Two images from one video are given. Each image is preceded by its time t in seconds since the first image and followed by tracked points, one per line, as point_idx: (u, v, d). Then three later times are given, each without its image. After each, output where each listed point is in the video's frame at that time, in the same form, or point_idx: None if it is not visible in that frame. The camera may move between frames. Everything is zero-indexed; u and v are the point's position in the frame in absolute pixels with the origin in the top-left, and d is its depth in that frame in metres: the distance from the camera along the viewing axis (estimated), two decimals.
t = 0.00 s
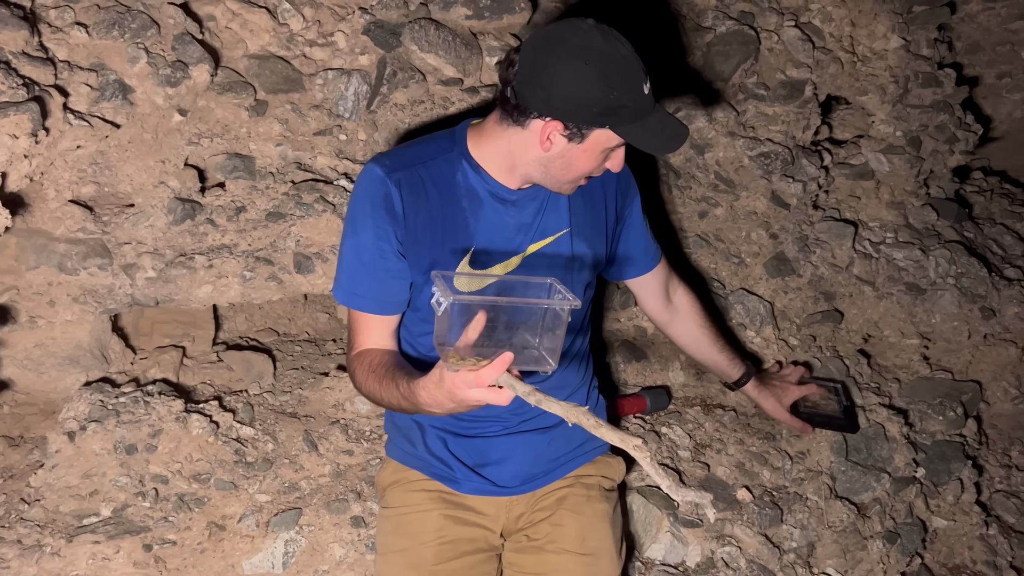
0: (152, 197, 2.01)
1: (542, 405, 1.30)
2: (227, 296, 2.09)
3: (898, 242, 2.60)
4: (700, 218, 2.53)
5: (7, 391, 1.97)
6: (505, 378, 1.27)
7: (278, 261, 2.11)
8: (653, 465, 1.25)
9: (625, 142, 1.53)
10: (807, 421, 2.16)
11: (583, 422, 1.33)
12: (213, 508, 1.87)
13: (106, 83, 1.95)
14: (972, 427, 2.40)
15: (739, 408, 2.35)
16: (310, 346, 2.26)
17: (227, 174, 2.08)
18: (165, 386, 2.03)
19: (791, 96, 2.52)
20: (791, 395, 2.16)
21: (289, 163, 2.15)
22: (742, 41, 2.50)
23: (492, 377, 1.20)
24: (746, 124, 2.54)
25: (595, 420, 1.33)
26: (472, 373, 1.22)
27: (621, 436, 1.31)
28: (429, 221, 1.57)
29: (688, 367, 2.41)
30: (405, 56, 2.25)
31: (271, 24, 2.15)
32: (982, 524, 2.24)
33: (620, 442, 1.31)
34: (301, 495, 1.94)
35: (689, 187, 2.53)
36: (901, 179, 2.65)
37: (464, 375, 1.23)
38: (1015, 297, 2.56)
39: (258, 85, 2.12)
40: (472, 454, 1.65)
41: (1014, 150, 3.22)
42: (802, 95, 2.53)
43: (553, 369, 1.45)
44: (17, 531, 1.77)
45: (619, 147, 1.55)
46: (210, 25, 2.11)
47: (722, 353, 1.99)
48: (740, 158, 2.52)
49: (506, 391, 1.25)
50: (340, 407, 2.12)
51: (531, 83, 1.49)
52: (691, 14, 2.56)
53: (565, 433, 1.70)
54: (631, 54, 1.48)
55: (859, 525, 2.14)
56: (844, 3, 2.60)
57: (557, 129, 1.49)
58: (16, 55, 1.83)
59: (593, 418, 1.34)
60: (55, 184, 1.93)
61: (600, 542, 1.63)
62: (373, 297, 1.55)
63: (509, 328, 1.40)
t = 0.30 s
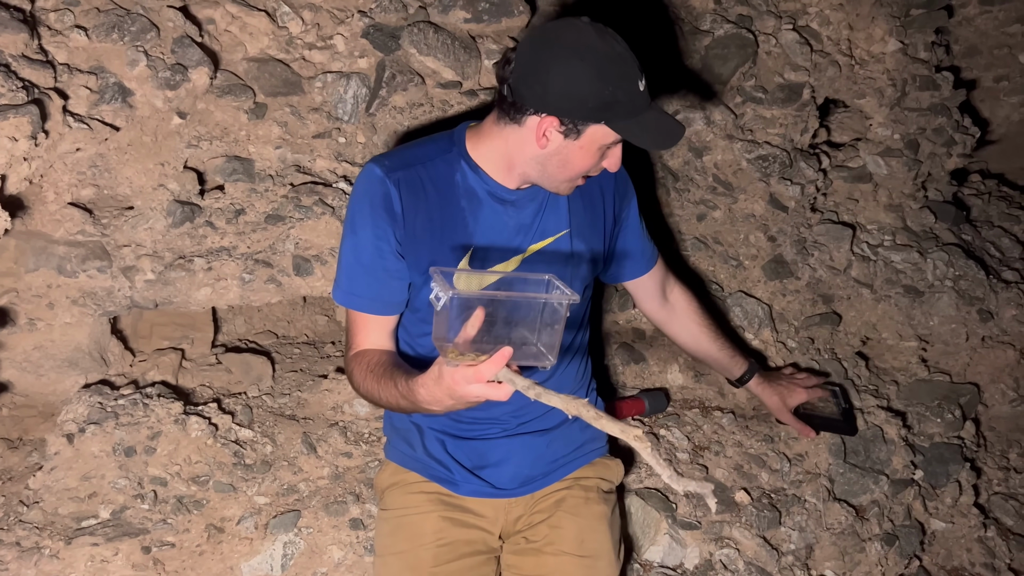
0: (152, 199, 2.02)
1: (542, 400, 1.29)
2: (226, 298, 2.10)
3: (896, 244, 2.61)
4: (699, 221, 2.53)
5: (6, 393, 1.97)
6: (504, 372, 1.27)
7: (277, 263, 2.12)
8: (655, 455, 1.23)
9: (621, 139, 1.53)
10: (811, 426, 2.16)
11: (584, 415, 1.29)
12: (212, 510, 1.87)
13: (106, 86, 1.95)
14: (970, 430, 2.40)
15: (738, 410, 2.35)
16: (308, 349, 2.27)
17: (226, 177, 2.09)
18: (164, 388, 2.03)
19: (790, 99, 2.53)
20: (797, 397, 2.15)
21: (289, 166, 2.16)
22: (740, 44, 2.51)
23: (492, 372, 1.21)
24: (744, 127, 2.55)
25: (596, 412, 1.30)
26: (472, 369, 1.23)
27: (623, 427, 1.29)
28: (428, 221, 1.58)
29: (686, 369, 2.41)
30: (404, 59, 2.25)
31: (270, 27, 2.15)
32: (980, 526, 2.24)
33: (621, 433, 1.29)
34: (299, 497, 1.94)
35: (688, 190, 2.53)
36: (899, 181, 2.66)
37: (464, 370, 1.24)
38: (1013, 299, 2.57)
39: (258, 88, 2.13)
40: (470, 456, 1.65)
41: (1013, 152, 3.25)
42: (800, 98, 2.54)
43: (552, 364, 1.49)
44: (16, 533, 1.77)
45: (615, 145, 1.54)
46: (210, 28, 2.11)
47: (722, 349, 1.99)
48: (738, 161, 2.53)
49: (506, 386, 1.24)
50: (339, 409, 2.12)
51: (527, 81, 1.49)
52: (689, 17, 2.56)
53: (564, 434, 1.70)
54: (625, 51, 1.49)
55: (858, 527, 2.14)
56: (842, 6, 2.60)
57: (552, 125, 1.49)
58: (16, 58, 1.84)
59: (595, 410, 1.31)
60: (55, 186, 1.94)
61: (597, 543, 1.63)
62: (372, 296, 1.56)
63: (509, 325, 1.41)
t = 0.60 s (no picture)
0: (154, 203, 2.02)
1: (556, 399, 1.30)
2: (229, 300, 2.11)
3: (897, 247, 2.61)
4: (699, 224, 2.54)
5: (8, 396, 1.97)
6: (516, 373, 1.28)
7: (279, 266, 2.13)
8: (672, 455, 1.21)
9: (594, 124, 1.45)
10: (800, 429, 1.65)
11: (599, 413, 1.29)
12: (213, 512, 1.88)
13: (108, 90, 1.96)
14: (971, 433, 2.41)
15: (739, 412, 2.36)
16: (310, 352, 2.27)
17: (228, 180, 2.09)
18: (166, 391, 2.03)
19: (790, 102, 2.53)
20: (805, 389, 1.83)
21: (290, 169, 2.16)
22: (741, 48, 2.49)
23: (505, 372, 1.21)
24: (745, 130, 2.55)
25: (610, 411, 1.30)
26: (486, 369, 1.23)
27: (639, 425, 1.26)
28: (433, 220, 1.58)
29: (687, 372, 2.41)
30: (405, 62, 2.26)
31: (272, 31, 2.15)
32: (981, 529, 2.24)
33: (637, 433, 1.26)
34: (301, 499, 1.94)
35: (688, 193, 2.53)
36: (899, 184, 2.67)
37: (477, 370, 1.24)
38: (1014, 302, 2.57)
39: (259, 91, 2.13)
40: (472, 459, 1.65)
41: (1013, 155, 3.26)
42: (800, 101, 2.53)
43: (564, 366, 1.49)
44: (17, 535, 1.77)
45: (591, 132, 1.46)
46: (212, 32, 2.11)
47: (694, 339, 1.83)
48: (739, 164, 2.53)
49: (517, 386, 1.24)
50: (340, 412, 2.13)
51: (517, 65, 1.50)
52: (690, 21, 2.52)
53: (567, 438, 1.70)
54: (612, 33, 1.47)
55: (859, 530, 2.14)
56: (843, 10, 2.58)
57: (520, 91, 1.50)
58: (19, 62, 1.85)
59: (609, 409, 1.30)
60: (57, 189, 1.95)
61: (599, 546, 1.63)
62: (376, 293, 1.56)
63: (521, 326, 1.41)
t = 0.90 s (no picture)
0: (151, 204, 2.02)
1: (576, 395, 1.30)
2: (225, 302, 2.11)
3: (892, 250, 2.61)
4: (696, 226, 2.55)
5: (4, 397, 1.97)
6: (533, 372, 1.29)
7: (275, 267, 2.13)
8: (694, 442, 1.22)
9: (551, 94, 1.49)
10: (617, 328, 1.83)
11: (620, 406, 1.27)
12: (210, 514, 1.88)
13: (105, 91, 1.96)
14: (967, 434, 2.42)
15: (735, 414, 2.35)
16: (306, 353, 2.27)
17: (225, 182, 2.09)
18: (162, 393, 2.02)
19: (786, 105, 2.53)
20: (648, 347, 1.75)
21: (287, 171, 2.17)
22: (737, 50, 2.48)
23: (524, 373, 1.23)
24: (741, 132, 2.55)
25: (632, 403, 1.28)
26: (504, 369, 1.24)
27: (659, 415, 1.25)
28: (429, 218, 1.59)
29: (683, 374, 2.40)
30: (402, 65, 2.26)
31: (269, 32, 2.14)
32: (977, 531, 2.25)
33: (660, 423, 1.26)
34: (297, 501, 1.94)
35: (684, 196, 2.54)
36: (895, 187, 2.67)
37: (495, 370, 1.25)
38: (1008, 304, 2.59)
39: (256, 93, 2.13)
40: (468, 459, 1.65)
41: (1007, 159, 3.29)
42: (796, 104, 2.54)
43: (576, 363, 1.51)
44: (13, 537, 1.77)
45: (551, 106, 1.51)
46: (209, 34, 2.11)
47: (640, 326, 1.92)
48: (734, 166, 2.53)
49: (535, 384, 1.25)
50: (336, 414, 2.13)
51: (495, 51, 1.59)
52: (686, 23, 2.52)
53: (561, 439, 1.70)
54: (581, 19, 1.55)
55: (854, 531, 2.14)
56: (838, 13, 2.58)
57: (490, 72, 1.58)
58: (16, 64, 1.85)
59: (630, 401, 1.29)
60: (54, 191, 1.95)
61: (595, 547, 1.63)
62: (375, 290, 1.57)
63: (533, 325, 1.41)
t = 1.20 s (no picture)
0: (146, 215, 2.03)
1: (572, 413, 1.34)
2: (219, 312, 2.11)
3: (885, 259, 2.63)
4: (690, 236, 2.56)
5: None
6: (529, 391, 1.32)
7: (271, 278, 2.14)
8: (679, 460, 1.43)
9: (511, 95, 1.51)
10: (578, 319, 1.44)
11: (616, 427, 1.38)
12: (204, 525, 1.87)
13: (100, 102, 1.96)
14: (960, 443, 2.42)
15: (729, 424, 2.34)
16: (301, 363, 2.27)
17: (220, 192, 2.10)
18: (156, 403, 2.03)
19: (779, 115, 2.54)
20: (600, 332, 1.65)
21: (282, 181, 2.17)
22: (731, 61, 2.50)
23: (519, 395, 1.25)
24: (735, 143, 2.56)
25: (627, 425, 1.39)
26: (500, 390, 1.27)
27: (653, 438, 1.42)
28: (412, 231, 1.60)
29: (678, 384, 2.41)
30: (398, 75, 2.26)
31: (264, 43, 2.15)
32: (970, 539, 2.25)
33: (653, 445, 1.43)
34: (291, 512, 1.94)
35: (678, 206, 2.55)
36: (888, 197, 2.69)
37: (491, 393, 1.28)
38: (1000, 313, 2.61)
39: (252, 104, 2.13)
40: (460, 470, 1.66)
41: (1001, 168, 3.31)
42: (790, 114, 2.54)
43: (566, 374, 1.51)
44: (7, 549, 1.77)
45: (514, 107, 1.52)
46: (205, 45, 2.11)
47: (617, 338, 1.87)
48: (728, 177, 2.55)
49: (530, 404, 1.29)
50: (331, 424, 2.13)
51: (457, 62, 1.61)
52: (680, 34, 2.55)
53: (553, 449, 1.70)
54: (536, 18, 1.56)
55: (848, 540, 2.15)
56: (831, 24, 2.60)
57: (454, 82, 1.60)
58: (11, 75, 1.86)
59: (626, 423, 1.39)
60: (49, 202, 1.95)
61: (589, 557, 1.63)
62: (358, 305, 1.58)
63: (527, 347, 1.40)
